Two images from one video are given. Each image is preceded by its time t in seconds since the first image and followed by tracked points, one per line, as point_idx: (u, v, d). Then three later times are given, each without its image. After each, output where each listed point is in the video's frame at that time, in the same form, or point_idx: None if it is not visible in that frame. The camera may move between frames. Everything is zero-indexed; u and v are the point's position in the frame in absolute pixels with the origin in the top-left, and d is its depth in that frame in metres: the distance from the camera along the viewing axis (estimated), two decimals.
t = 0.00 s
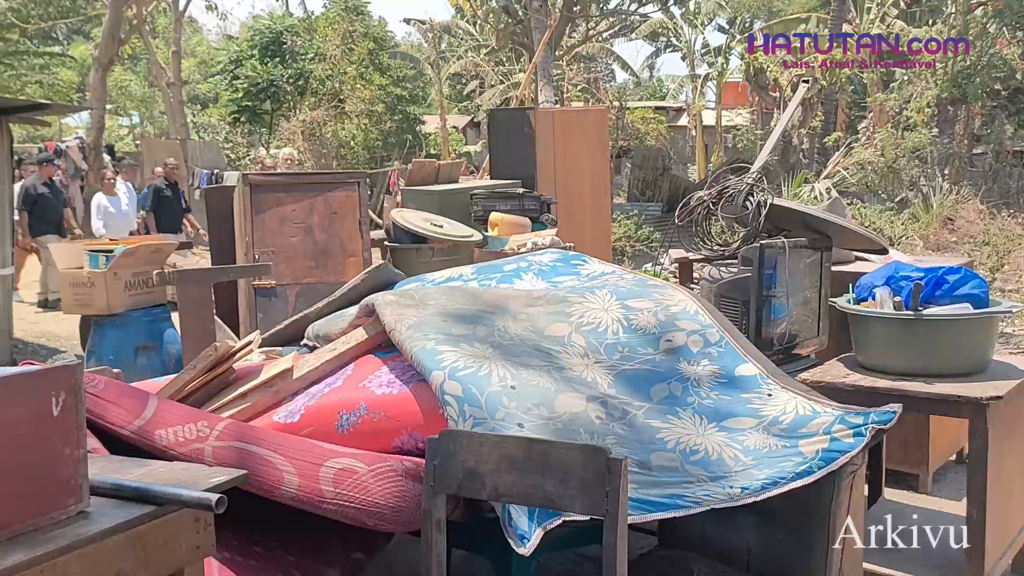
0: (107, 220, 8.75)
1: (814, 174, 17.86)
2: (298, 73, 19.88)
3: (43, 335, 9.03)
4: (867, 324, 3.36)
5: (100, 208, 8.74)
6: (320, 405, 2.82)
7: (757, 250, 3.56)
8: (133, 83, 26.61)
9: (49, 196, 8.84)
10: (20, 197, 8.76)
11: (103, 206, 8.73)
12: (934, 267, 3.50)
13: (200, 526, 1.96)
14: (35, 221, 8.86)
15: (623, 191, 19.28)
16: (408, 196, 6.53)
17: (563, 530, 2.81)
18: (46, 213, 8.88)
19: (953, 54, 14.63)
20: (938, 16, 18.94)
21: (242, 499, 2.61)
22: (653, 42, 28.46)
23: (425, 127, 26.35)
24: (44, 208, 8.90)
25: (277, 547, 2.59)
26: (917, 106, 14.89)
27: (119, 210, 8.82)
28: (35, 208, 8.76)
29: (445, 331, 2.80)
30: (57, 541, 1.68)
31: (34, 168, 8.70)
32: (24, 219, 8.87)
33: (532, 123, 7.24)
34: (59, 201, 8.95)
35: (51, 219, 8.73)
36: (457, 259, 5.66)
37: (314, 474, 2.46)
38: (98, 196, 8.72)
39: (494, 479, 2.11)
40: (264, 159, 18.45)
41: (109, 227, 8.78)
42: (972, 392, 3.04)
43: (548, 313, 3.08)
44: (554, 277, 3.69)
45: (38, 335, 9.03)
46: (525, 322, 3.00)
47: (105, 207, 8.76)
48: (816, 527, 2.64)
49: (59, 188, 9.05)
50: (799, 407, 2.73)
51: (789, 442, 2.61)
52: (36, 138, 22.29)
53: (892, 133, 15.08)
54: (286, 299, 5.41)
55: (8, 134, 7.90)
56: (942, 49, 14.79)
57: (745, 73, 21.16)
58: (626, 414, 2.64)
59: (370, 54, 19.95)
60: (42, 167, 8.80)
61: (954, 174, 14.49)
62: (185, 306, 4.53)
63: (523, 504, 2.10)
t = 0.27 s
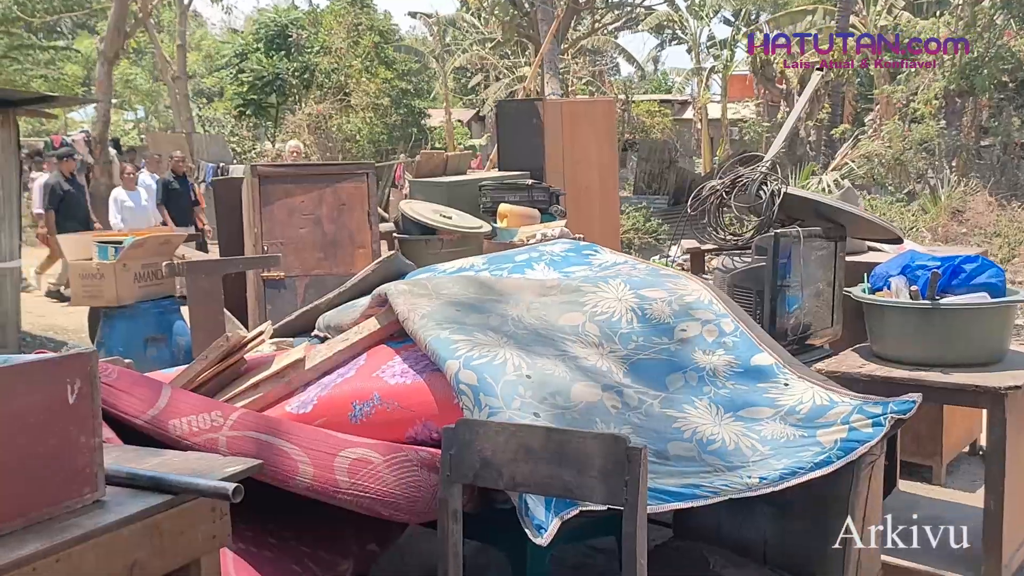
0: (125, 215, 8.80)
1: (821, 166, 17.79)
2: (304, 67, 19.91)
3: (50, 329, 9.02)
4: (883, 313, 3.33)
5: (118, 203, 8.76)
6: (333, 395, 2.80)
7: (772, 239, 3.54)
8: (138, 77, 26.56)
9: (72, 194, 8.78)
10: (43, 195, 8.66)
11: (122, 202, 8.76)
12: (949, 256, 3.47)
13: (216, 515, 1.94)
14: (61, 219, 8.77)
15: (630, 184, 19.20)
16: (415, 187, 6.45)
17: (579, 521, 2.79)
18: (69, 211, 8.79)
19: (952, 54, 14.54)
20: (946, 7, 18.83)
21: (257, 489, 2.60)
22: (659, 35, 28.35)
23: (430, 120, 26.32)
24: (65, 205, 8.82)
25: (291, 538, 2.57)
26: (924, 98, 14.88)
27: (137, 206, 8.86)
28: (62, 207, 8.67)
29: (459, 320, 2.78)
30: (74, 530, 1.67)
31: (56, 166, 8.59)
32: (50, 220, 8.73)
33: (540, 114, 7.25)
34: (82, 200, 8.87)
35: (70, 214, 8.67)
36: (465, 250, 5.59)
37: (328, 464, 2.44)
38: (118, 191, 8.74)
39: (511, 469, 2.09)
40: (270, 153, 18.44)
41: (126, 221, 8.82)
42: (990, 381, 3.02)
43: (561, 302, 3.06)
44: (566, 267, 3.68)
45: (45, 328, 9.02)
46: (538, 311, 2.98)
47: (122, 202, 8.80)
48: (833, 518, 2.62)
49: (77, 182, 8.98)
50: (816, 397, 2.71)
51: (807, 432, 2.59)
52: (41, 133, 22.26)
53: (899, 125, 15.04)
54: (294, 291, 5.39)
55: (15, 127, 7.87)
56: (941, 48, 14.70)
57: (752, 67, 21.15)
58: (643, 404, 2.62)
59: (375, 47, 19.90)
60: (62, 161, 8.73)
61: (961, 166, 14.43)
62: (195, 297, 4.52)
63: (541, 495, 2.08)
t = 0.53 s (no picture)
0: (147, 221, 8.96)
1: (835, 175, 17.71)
2: (318, 74, 19.92)
3: (65, 336, 9.04)
4: (908, 326, 3.26)
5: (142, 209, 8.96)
6: (353, 409, 2.76)
7: (796, 251, 3.48)
8: (153, 84, 26.72)
9: (105, 200, 8.83)
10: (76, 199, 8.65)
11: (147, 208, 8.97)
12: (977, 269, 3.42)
13: (236, 535, 1.91)
14: (96, 224, 8.77)
15: (643, 192, 19.11)
16: (431, 196, 6.45)
17: (605, 540, 2.73)
18: (101, 215, 8.81)
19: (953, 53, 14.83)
20: (961, 15, 18.74)
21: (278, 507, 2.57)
22: (672, 42, 28.30)
23: (442, 128, 26.38)
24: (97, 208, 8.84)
25: (312, 555, 2.53)
26: (940, 107, 14.78)
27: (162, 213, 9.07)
28: (98, 211, 8.67)
29: (480, 333, 2.74)
30: (93, 550, 1.63)
31: (89, 172, 8.58)
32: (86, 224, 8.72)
33: (557, 122, 7.17)
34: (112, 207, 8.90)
35: (95, 220, 8.66)
36: (482, 260, 5.60)
37: (349, 481, 2.40)
38: (144, 197, 8.97)
39: (537, 487, 2.04)
40: (284, 160, 18.50)
41: (149, 227, 8.99)
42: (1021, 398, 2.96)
43: (582, 314, 3.01)
44: (586, 278, 3.64)
45: (59, 335, 9.04)
46: (560, 324, 2.93)
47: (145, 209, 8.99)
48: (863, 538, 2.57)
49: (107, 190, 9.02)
50: (845, 413, 2.65)
51: (836, 450, 2.54)
52: (56, 139, 22.38)
53: (914, 134, 14.96)
54: (310, 300, 5.35)
55: (31, 134, 7.89)
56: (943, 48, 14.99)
57: (767, 75, 20.95)
58: (668, 420, 2.57)
59: (389, 55, 19.99)
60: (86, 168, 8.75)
61: (977, 175, 14.33)
62: (211, 306, 4.50)
63: (567, 515, 2.03)
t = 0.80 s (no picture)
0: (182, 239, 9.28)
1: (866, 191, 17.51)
2: (347, 89, 20.05)
3: (94, 350, 9.07)
4: (959, 353, 3.14)
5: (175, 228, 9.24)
6: (383, 433, 2.69)
7: (840, 272, 3.42)
8: (184, 100, 27.02)
9: (148, 215, 9.21)
10: (120, 212, 9.00)
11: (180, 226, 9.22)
12: None
13: (263, 569, 1.85)
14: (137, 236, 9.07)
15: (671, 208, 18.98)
16: (460, 213, 6.38)
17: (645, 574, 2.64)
18: (143, 229, 9.15)
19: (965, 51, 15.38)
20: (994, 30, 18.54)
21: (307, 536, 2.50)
22: (701, 58, 28.20)
23: (469, 143, 26.44)
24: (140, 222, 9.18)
25: None
26: (974, 123, 14.54)
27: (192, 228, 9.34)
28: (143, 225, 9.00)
29: (515, 356, 2.66)
30: None
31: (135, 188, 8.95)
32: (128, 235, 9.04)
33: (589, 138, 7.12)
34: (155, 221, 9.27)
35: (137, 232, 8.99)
36: (512, 278, 5.50)
37: (380, 511, 2.33)
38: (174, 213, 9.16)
39: (576, 520, 1.95)
40: (313, 175, 18.59)
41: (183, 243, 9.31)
42: None
43: (619, 337, 2.92)
44: (620, 299, 3.57)
45: (88, 349, 9.05)
46: (595, 347, 2.84)
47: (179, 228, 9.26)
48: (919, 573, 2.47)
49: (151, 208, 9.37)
50: (895, 444, 2.56)
51: (887, 484, 2.45)
52: (89, 154, 22.65)
53: (947, 150, 14.74)
54: (338, 318, 5.29)
55: (64, 149, 7.97)
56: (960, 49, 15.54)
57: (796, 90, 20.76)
58: (710, 449, 2.48)
59: (418, 69, 20.06)
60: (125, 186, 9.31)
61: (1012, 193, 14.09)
62: (239, 323, 4.46)
63: (607, 550, 1.93)
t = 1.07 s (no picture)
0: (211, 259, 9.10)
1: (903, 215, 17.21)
2: (380, 111, 20.17)
3: (125, 371, 9.08)
4: (1014, 397, 3.00)
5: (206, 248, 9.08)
6: (407, 476, 2.58)
7: (889, 308, 3.34)
8: (219, 120, 27.37)
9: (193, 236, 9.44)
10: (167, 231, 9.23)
11: (211, 245, 9.06)
12: None
13: None
14: (180, 255, 9.33)
15: (705, 231, 18.81)
16: (490, 238, 6.28)
17: None
18: (189, 247, 9.43)
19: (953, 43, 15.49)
20: None
21: None
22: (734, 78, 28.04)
23: (501, 163, 26.46)
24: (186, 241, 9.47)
25: None
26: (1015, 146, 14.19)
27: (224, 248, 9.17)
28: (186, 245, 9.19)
29: (547, 399, 2.54)
30: None
31: (184, 210, 9.20)
32: (171, 255, 9.30)
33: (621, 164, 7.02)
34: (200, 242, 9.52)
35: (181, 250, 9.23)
36: (543, 306, 5.40)
37: (402, 564, 2.21)
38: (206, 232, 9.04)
39: None
40: (344, 196, 18.65)
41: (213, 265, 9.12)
42: None
43: (654, 376, 2.79)
44: (655, 333, 3.44)
45: (119, 371, 9.05)
46: (630, 388, 2.71)
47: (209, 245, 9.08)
48: None
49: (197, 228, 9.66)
50: (950, 496, 2.42)
51: (942, 540, 2.31)
52: (126, 173, 22.95)
53: (987, 173, 14.38)
54: (366, 346, 5.20)
55: (98, 171, 8.01)
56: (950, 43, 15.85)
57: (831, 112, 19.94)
58: (751, 501, 2.34)
59: (450, 90, 20.10)
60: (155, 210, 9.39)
61: None
62: (265, 352, 4.38)
63: None
